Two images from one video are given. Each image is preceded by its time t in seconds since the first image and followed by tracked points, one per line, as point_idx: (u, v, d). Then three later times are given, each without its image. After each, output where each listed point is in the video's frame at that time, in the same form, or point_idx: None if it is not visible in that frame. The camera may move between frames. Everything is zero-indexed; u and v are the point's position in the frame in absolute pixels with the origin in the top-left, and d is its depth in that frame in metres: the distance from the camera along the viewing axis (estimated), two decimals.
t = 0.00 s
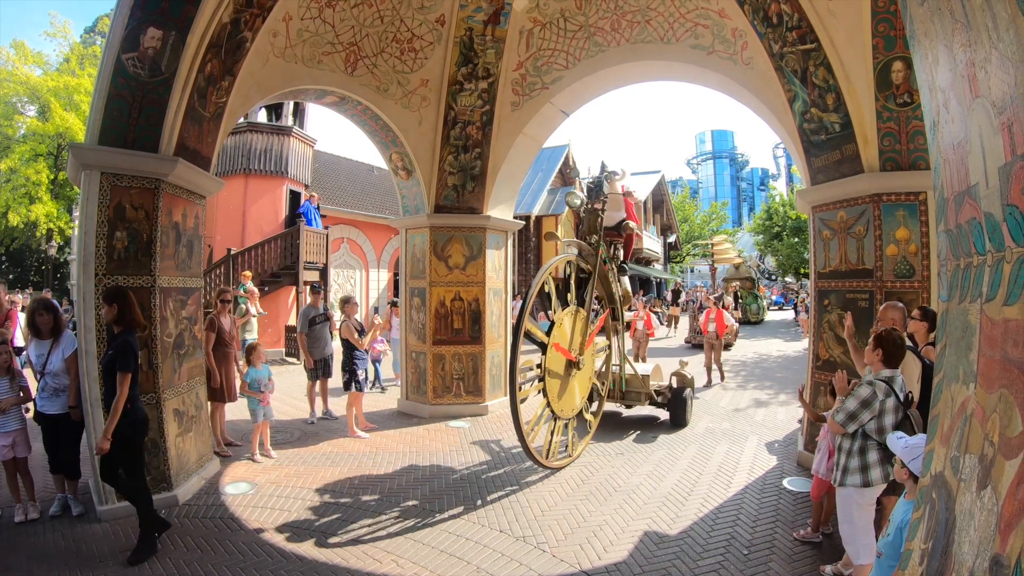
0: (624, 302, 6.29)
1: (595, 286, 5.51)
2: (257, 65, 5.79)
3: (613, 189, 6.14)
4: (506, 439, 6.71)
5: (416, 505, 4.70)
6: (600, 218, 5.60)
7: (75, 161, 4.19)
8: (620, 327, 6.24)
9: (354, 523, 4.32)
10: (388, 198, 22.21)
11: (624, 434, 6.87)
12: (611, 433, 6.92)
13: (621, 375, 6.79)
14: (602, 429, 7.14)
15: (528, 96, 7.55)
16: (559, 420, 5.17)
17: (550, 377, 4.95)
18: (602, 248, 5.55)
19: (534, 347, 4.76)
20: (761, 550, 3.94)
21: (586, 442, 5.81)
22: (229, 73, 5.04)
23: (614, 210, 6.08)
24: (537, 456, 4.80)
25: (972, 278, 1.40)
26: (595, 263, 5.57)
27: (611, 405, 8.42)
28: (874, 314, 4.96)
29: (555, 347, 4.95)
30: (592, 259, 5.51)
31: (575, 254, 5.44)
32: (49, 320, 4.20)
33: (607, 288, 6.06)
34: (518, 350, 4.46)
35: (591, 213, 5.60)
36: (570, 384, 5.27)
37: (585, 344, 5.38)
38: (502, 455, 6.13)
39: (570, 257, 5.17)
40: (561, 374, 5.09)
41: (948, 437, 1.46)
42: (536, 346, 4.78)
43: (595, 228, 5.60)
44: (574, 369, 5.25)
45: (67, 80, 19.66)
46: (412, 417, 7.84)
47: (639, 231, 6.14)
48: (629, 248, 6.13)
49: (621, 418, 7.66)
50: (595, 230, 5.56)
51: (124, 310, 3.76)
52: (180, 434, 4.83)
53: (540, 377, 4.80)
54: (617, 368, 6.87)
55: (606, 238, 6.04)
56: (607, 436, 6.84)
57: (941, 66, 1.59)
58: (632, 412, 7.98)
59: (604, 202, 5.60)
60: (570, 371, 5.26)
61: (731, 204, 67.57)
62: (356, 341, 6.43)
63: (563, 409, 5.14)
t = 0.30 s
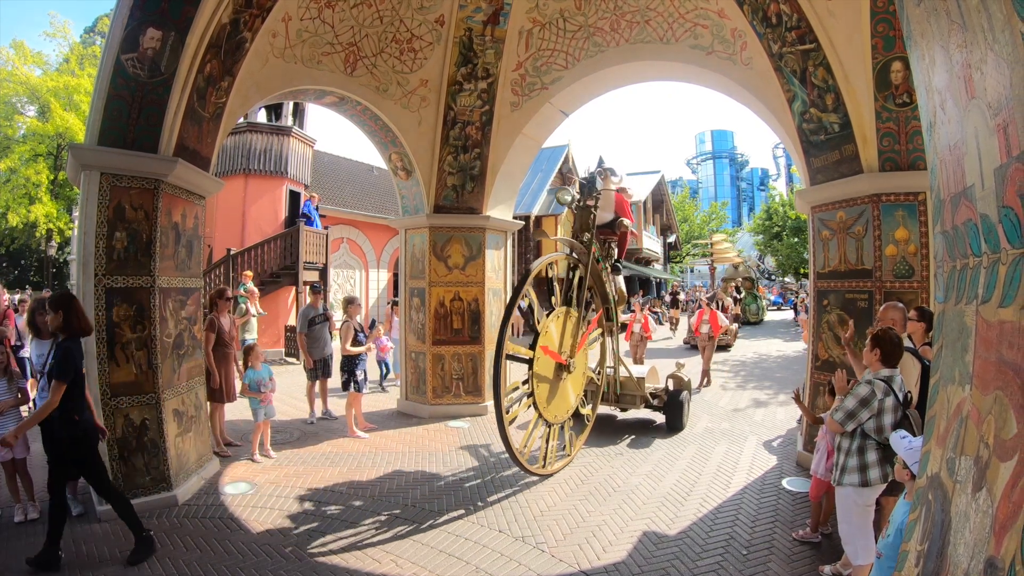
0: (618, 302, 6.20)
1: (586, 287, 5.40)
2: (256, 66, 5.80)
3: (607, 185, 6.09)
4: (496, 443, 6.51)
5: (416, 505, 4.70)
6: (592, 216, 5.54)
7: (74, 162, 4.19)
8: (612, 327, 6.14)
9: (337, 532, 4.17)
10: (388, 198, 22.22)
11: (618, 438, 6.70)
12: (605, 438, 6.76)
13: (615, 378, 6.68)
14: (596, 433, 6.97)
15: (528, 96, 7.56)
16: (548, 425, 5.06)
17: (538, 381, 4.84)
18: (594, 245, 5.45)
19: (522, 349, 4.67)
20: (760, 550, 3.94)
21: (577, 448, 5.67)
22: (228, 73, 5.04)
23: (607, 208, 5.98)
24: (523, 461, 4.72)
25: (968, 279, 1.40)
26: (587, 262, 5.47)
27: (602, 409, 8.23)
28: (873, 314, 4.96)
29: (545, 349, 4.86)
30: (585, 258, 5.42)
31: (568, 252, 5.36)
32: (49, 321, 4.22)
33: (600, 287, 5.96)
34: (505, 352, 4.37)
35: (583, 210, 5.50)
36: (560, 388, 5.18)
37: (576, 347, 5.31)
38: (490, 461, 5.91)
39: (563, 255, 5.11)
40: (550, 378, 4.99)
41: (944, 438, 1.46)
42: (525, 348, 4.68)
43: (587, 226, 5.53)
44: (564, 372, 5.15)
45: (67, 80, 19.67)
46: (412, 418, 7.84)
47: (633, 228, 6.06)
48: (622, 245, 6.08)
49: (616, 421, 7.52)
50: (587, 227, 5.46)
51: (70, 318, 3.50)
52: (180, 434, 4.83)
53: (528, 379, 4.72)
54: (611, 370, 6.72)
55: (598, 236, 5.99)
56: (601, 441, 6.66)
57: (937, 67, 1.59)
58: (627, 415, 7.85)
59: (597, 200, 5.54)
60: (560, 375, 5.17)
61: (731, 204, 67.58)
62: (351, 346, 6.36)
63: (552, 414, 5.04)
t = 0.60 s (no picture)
0: (613, 301, 6.12)
1: (578, 286, 5.30)
2: (256, 66, 5.80)
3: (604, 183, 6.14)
4: (485, 448, 6.32)
5: (415, 505, 4.70)
6: (585, 213, 5.40)
7: (74, 162, 4.19)
8: (605, 326, 6.03)
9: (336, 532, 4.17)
10: (388, 198, 22.24)
11: (611, 442, 6.57)
12: (597, 442, 6.61)
13: (609, 381, 6.58)
14: (591, 437, 6.83)
15: (528, 96, 7.57)
16: (537, 430, 4.99)
17: (528, 385, 4.75)
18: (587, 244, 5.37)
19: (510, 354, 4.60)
20: (759, 550, 3.94)
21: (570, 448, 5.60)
22: (228, 73, 5.05)
23: (602, 206, 6.01)
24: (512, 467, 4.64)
25: (965, 279, 1.41)
26: (578, 261, 5.38)
27: (598, 412, 8.08)
28: (873, 314, 4.96)
29: (534, 352, 4.77)
30: (578, 257, 5.35)
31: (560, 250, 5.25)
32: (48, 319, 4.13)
33: (593, 286, 5.86)
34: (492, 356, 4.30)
35: (576, 207, 5.40)
36: (552, 391, 5.11)
37: (568, 348, 5.22)
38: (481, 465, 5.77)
39: (554, 255, 5.05)
40: (540, 381, 4.91)
41: (941, 438, 1.46)
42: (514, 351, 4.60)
43: (579, 223, 5.42)
44: (554, 374, 5.06)
45: (67, 80, 19.69)
46: (412, 418, 7.84)
47: (627, 226, 6.01)
48: (616, 246, 6.05)
49: (611, 425, 7.37)
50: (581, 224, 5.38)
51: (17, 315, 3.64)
52: (179, 434, 4.84)
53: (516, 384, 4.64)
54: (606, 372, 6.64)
55: (592, 233, 5.95)
56: (593, 444, 6.52)
57: (934, 67, 1.59)
58: (624, 419, 7.69)
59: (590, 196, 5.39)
60: (551, 378, 5.09)
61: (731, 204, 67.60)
62: (353, 345, 6.40)
63: (542, 417, 4.95)
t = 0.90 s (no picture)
0: (607, 302, 6.08)
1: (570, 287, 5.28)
2: (257, 66, 5.81)
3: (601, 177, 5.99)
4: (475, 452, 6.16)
5: (415, 505, 4.70)
6: (578, 210, 5.44)
7: (75, 162, 4.20)
8: (598, 327, 6.02)
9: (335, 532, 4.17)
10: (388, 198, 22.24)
11: (606, 446, 6.50)
12: (593, 445, 6.54)
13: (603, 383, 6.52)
14: (587, 440, 6.77)
15: (528, 96, 7.58)
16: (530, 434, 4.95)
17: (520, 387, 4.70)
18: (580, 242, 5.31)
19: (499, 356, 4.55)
20: (759, 550, 3.94)
21: (567, 449, 5.56)
22: (228, 73, 5.05)
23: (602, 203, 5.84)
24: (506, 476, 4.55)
25: (963, 279, 1.41)
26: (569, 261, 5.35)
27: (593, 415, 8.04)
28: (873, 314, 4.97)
29: (524, 355, 4.72)
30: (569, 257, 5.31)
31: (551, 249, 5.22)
32: (48, 320, 4.21)
33: (584, 287, 5.86)
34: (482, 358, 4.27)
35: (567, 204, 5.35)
36: (544, 393, 5.08)
37: (560, 350, 5.20)
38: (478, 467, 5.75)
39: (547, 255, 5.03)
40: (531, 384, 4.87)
41: (940, 437, 1.47)
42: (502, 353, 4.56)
43: (571, 221, 5.44)
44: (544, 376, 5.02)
45: (67, 80, 19.71)
46: (412, 418, 7.84)
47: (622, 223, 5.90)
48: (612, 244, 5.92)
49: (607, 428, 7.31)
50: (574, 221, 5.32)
51: None
52: (180, 434, 4.84)
53: (504, 387, 4.59)
54: (601, 375, 6.57)
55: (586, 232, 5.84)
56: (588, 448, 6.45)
57: (933, 68, 1.59)
58: (620, 423, 7.63)
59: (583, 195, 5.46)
60: (542, 380, 5.05)
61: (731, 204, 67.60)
62: (353, 344, 6.39)
63: (533, 419, 4.90)
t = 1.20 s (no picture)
0: (601, 302, 6.05)
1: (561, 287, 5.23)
2: (257, 66, 5.82)
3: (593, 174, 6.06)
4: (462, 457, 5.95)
5: (415, 505, 4.71)
6: (570, 207, 5.32)
7: (74, 162, 4.20)
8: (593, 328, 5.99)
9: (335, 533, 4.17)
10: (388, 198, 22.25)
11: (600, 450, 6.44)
12: (588, 449, 6.49)
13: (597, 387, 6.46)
14: (581, 444, 6.72)
15: (528, 97, 7.58)
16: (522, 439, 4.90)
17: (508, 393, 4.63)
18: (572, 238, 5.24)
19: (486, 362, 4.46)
20: (758, 550, 3.95)
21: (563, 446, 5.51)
22: (228, 73, 5.05)
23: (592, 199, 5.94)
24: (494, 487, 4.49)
25: (961, 280, 1.42)
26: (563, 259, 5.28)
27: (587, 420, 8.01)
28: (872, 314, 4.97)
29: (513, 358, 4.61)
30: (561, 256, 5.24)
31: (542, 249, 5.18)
32: (48, 320, 4.21)
33: (578, 287, 5.82)
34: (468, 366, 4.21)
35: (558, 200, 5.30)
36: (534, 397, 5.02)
37: (550, 353, 5.13)
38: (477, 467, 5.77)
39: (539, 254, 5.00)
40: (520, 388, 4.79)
41: (938, 437, 1.47)
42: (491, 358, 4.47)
43: (564, 217, 5.31)
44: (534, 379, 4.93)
45: (67, 80, 19.71)
46: (412, 418, 7.85)
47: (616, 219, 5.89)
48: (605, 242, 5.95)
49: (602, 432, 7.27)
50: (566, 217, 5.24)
51: None
52: (180, 434, 4.84)
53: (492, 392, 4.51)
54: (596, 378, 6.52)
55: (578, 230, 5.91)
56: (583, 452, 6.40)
57: (931, 69, 1.60)
58: (615, 427, 7.59)
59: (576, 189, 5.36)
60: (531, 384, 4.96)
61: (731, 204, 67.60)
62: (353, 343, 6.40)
63: (522, 424, 4.81)
